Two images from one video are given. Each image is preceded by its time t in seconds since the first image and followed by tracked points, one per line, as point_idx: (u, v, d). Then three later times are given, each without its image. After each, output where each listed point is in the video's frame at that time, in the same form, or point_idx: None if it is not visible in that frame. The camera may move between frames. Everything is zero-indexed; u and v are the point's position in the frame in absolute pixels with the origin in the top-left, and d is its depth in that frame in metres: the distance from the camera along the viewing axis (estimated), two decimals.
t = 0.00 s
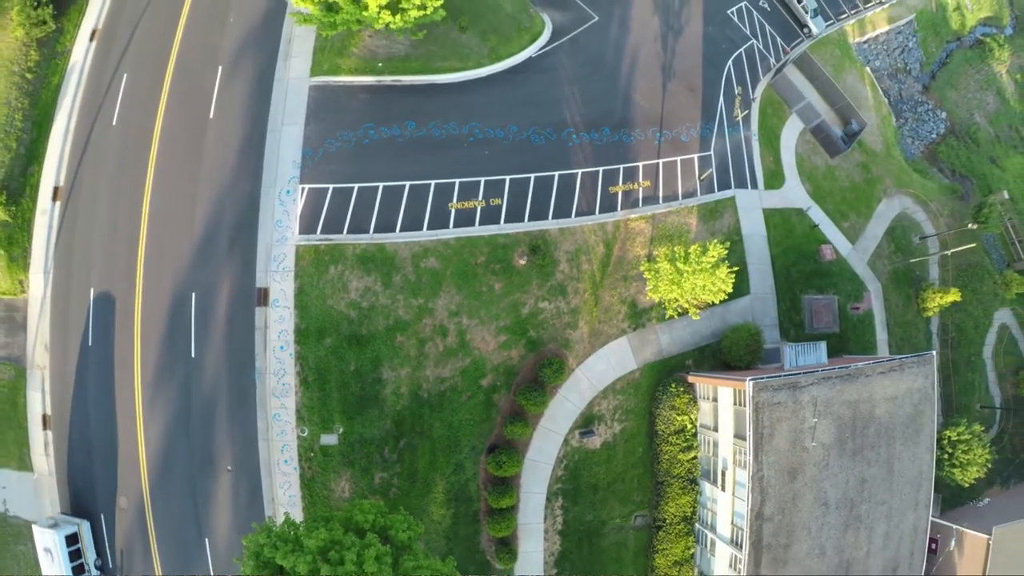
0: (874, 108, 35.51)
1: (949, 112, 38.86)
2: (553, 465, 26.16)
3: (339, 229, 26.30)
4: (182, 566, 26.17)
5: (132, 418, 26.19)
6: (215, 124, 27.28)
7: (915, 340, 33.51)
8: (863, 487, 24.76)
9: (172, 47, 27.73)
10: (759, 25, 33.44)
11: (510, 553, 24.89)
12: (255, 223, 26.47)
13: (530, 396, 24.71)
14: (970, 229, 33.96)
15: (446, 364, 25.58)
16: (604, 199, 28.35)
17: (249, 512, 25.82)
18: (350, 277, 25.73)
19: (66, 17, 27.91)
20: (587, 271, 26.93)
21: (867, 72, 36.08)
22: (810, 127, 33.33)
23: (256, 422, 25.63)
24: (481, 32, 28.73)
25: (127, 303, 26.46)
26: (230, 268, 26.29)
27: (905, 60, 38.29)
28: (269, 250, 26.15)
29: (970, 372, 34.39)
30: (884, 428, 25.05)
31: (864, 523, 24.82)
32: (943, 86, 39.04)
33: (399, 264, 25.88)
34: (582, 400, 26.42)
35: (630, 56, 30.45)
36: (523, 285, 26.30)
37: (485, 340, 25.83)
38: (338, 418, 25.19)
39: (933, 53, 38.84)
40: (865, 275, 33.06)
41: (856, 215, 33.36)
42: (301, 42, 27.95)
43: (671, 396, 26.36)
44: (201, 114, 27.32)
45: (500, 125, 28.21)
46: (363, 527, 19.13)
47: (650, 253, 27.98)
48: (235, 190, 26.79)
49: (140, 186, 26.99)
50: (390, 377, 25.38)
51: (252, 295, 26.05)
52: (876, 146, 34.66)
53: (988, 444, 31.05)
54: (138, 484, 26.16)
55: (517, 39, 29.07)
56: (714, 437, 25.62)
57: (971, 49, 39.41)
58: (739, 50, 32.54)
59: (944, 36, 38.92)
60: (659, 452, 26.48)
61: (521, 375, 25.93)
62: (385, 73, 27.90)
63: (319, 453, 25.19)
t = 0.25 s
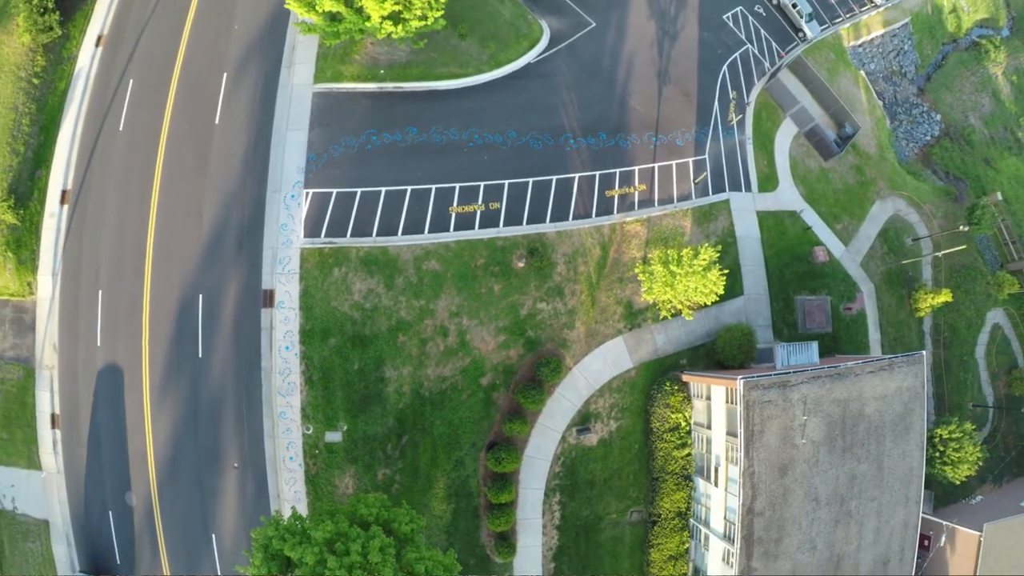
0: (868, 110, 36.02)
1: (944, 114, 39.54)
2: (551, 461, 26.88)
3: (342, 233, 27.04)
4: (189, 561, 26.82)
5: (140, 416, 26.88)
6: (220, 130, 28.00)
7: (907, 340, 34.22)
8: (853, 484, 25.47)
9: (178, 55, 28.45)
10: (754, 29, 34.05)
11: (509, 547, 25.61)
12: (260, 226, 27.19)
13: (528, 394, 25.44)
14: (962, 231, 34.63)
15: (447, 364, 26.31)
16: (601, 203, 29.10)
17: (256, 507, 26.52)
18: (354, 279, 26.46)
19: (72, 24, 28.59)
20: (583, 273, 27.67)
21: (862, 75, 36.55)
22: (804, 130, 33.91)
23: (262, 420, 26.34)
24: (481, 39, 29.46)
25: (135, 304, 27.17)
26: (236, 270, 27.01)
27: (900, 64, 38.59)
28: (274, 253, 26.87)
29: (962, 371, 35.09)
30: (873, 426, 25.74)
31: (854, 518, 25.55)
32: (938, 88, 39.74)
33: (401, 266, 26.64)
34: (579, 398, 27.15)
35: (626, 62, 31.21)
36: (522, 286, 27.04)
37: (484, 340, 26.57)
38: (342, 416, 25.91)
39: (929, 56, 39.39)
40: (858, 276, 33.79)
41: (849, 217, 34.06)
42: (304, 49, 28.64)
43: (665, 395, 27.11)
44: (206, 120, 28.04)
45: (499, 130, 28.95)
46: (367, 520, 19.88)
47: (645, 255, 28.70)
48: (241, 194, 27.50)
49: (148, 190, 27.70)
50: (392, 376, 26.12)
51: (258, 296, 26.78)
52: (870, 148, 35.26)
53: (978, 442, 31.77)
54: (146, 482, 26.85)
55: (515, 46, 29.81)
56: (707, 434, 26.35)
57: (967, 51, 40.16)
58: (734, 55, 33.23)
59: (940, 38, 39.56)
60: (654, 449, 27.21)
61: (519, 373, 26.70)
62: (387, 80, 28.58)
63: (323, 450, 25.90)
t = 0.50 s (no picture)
0: (862, 113, 36.67)
1: (939, 116, 40.17)
2: (548, 458, 27.63)
3: (345, 236, 27.81)
4: (196, 556, 27.53)
5: (148, 415, 27.59)
6: (225, 135, 28.74)
7: (899, 340, 34.99)
8: (843, 480, 26.22)
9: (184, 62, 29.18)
10: (750, 34, 34.75)
11: (508, 541, 26.36)
12: (265, 230, 27.93)
13: (526, 393, 26.22)
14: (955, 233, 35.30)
15: (447, 363, 27.06)
16: (597, 206, 29.88)
17: (261, 504, 27.26)
18: (357, 282, 27.22)
19: (78, 30, 29.28)
20: (580, 275, 28.45)
21: (856, 79, 37.22)
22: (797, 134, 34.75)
23: (268, 419, 27.07)
24: (480, 46, 30.23)
25: (142, 305, 27.88)
26: (242, 272, 27.75)
27: (895, 67, 39.22)
28: (279, 256, 27.62)
29: (954, 371, 35.81)
30: (863, 424, 26.47)
31: (844, 514, 26.31)
32: (934, 90, 40.53)
33: (403, 268, 27.42)
34: (576, 397, 27.91)
35: (623, 69, 31.98)
36: (520, 288, 27.81)
37: (484, 341, 27.33)
38: (345, 414, 26.64)
39: (924, 58, 40.17)
40: (851, 277, 34.55)
41: (842, 219, 34.80)
42: (308, 56, 29.40)
43: (660, 393, 27.87)
44: (212, 126, 28.78)
45: (498, 136, 29.71)
46: (371, 514, 20.59)
47: (641, 257, 29.46)
48: (246, 199, 28.23)
49: (155, 194, 28.42)
50: (395, 375, 26.87)
51: (263, 298, 27.52)
52: (864, 151, 35.93)
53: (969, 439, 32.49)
54: (153, 479, 27.56)
55: (514, 52, 30.58)
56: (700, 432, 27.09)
57: (963, 53, 40.95)
58: (728, 60, 33.98)
59: (935, 41, 40.28)
60: (649, 447, 27.94)
61: (517, 373, 27.46)
62: (388, 87, 29.30)
63: (327, 448, 26.64)
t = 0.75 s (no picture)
0: (857, 116, 37.36)
1: (934, 118, 41.11)
2: (546, 456, 28.31)
3: (348, 239, 28.50)
4: (201, 552, 28.16)
5: (153, 413, 28.24)
6: (229, 140, 29.42)
7: (892, 340, 35.69)
8: (834, 478, 26.91)
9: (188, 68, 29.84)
10: (745, 39, 35.47)
11: (506, 537, 27.03)
12: (269, 233, 28.60)
13: (524, 393, 26.92)
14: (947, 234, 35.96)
15: (447, 363, 27.75)
16: (594, 210, 30.58)
17: (266, 501, 27.94)
18: (359, 283, 27.91)
19: (83, 35, 29.97)
20: (577, 277, 29.16)
21: (850, 82, 37.86)
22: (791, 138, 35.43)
23: (272, 417, 27.74)
24: (479, 52, 30.93)
25: (148, 306, 28.53)
26: (246, 274, 28.42)
27: (891, 69, 40.20)
28: (283, 258, 28.30)
29: (947, 371, 36.47)
30: (853, 423, 27.15)
31: (835, 511, 27.00)
32: (929, 93, 41.40)
33: (404, 270, 28.10)
34: (573, 396, 28.60)
35: (619, 74, 32.70)
36: (518, 290, 28.51)
37: (483, 341, 28.03)
38: (348, 413, 27.32)
39: (919, 61, 41.02)
40: (844, 278, 35.26)
41: (835, 222, 35.48)
42: (310, 63, 30.09)
43: (655, 392, 28.58)
44: (216, 131, 29.45)
45: (496, 141, 30.43)
46: (373, 508, 21.30)
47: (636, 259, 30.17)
48: (250, 202, 28.91)
49: (160, 197, 29.09)
50: (396, 375, 27.55)
51: (267, 300, 28.20)
52: (858, 154, 36.67)
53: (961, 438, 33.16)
54: (159, 476, 28.21)
55: (512, 58, 31.28)
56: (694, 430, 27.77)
57: (958, 56, 41.69)
58: (724, 65, 34.66)
59: (931, 43, 41.00)
60: (644, 445, 28.63)
61: (516, 372, 28.13)
62: (389, 92, 29.98)
63: (330, 446, 27.30)
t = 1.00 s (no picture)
0: (851, 120, 38.15)
1: (928, 121, 41.86)
2: (543, 453, 29.10)
3: (351, 243, 29.28)
4: (207, 548, 28.91)
5: (161, 413, 28.98)
6: (234, 146, 30.20)
7: (885, 340, 36.47)
8: (824, 475, 27.69)
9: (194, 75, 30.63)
10: (740, 45, 36.28)
11: (504, 532, 27.83)
12: (274, 237, 29.39)
13: (523, 392, 27.76)
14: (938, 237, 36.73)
15: (447, 362, 28.54)
16: (591, 214, 31.38)
17: (270, 498, 28.70)
18: (362, 286, 28.69)
19: (89, 42, 30.73)
20: (574, 279, 29.96)
21: (844, 87, 38.59)
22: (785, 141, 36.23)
23: (277, 416, 28.51)
24: (478, 60, 31.78)
25: (155, 308, 29.29)
26: (252, 277, 29.20)
27: (886, 73, 40.95)
28: (288, 261, 29.09)
29: (938, 371, 37.27)
30: (843, 421, 27.95)
31: (826, 507, 27.79)
32: (925, 95, 42.09)
33: (406, 273, 28.89)
34: (570, 395, 29.40)
35: (615, 81, 33.53)
36: (517, 292, 29.31)
37: (482, 342, 28.82)
38: (351, 411, 28.09)
39: (915, 64, 41.57)
40: (836, 280, 36.07)
41: (828, 225, 36.28)
42: (314, 71, 30.89)
43: (649, 392, 29.37)
44: (221, 136, 30.24)
45: (495, 147, 31.25)
46: (377, 503, 22.11)
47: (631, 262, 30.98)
48: (255, 207, 29.70)
49: (166, 201, 29.86)
50: (398, 375, 28.32)
51: (272, 302, 28.98)
52: (851, 158, 37.48)
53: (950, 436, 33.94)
54: (165, 473, 28.95)
55: (510, 66, 32.13)
56: (688, 428, 28.55)
57: (953, 58, 42.48)
58: (718, 71, 35.49)
59: (927, 46, 41.59)
60: (639, 443, 29.41)
61: (515, 371, 28.95)
62: (390, 100, 30.82)
63: (333, 444, 28.07)
